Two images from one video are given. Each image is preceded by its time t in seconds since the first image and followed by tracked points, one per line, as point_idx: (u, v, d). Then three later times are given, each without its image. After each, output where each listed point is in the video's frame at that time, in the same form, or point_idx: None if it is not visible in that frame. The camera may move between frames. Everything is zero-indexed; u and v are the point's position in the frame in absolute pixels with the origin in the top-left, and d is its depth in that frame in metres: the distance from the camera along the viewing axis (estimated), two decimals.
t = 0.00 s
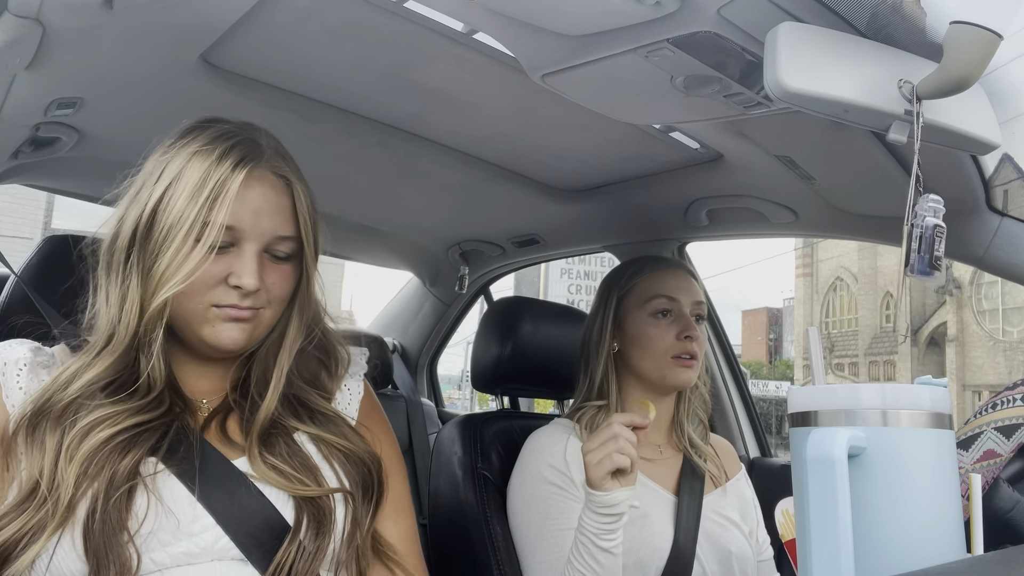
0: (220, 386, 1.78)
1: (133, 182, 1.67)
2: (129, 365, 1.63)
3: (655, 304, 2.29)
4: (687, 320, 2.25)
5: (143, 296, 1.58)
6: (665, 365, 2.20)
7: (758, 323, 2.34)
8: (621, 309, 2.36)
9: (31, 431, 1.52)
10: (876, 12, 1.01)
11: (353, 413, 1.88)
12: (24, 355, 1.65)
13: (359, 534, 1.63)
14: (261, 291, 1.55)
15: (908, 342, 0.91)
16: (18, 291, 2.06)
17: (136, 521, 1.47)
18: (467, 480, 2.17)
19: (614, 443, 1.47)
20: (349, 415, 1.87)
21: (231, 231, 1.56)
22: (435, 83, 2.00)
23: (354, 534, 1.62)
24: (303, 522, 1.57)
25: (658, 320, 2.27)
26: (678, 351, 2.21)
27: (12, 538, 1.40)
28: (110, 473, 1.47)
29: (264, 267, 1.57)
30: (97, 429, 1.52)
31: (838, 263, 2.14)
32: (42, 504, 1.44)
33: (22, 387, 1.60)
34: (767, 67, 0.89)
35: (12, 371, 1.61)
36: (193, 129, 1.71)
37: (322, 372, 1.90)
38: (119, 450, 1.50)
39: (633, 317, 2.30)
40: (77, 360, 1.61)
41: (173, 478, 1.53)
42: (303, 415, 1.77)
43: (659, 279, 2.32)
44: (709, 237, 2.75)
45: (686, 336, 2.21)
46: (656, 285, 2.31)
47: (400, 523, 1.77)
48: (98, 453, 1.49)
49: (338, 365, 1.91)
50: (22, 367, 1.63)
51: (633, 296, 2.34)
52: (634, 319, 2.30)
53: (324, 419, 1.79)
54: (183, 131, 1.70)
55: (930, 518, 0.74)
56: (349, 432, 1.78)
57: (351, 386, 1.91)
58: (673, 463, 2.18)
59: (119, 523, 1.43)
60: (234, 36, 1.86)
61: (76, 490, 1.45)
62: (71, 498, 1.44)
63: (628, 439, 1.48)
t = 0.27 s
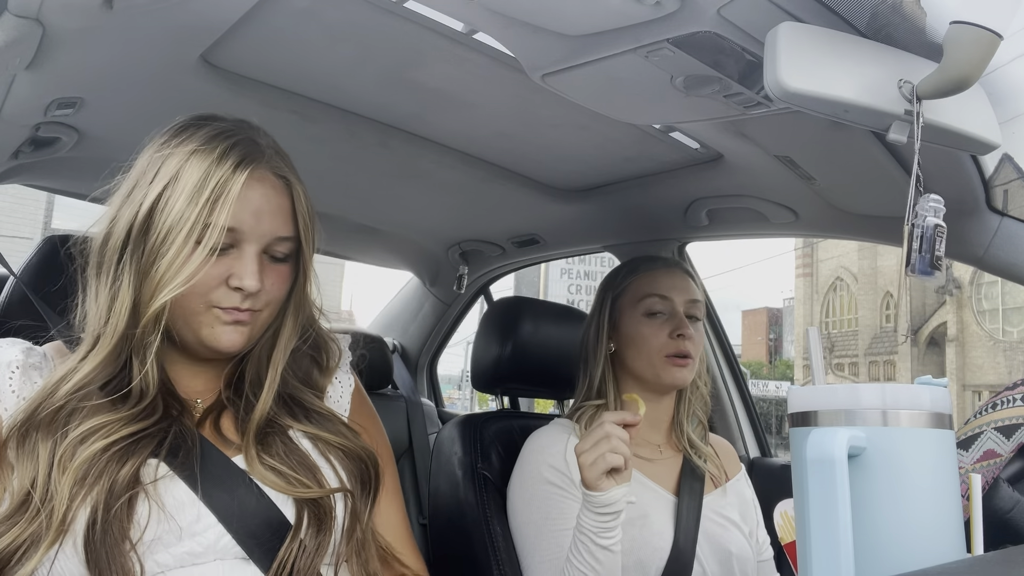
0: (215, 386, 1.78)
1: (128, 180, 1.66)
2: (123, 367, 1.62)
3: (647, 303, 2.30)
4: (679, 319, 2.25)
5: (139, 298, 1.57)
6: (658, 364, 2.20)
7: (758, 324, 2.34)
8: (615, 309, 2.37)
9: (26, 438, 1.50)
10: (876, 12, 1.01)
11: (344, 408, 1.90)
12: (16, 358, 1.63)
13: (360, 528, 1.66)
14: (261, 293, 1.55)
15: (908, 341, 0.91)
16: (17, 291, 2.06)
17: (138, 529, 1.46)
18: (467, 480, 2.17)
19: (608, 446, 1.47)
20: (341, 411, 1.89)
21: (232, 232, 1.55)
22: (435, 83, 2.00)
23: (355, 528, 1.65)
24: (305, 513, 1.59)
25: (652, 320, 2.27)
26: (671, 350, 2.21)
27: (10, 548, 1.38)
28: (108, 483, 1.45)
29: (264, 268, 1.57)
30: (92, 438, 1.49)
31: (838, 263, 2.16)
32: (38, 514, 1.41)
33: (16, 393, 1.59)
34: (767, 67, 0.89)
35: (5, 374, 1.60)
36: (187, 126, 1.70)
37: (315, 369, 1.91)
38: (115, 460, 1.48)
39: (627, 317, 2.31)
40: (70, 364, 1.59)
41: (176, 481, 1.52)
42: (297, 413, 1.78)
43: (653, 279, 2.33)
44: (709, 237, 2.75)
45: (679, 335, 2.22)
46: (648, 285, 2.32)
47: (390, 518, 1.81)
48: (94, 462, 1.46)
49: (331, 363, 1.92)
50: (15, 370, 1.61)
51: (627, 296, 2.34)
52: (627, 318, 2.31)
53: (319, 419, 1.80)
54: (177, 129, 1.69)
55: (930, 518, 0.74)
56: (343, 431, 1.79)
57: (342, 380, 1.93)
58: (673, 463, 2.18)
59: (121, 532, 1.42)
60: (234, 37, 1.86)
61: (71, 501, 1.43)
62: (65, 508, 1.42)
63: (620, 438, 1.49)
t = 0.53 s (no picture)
0: (221, 387, 1.78)
1: (136, 181, 1.66)
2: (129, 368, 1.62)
3: (637, 304, 2.29)
4: (669, 319, 2.25)
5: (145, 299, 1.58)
6: (647, 366, 2.21)
7: (759, 323, 2.32)
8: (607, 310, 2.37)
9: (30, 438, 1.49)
10: (876, 12, 1.01)
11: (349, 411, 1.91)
12: (26, 353, 1.63)
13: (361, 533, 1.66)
14: (269, 296, 1.53)
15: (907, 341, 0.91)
16: (18, 290, 2.06)
17: (140, 531, 1.45)
18: (467, 480, 2.17)
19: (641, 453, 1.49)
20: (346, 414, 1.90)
21: (240, 234, 1.55)
22: (435, 83, 2.00)
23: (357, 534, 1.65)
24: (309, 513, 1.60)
25: (642, 320, 2.26)
26: (660, 351, 2.22)
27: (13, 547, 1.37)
28: (112, 485, 1.44)
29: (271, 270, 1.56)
30: (95, 440, 1.49)
31: (838, 263, 2.14)
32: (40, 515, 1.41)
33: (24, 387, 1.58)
34: (767, 67, 0.89)
35: (15, 369, 1.60)
36: (195, 127, 1.70)
37: (320, 372, 1.92)
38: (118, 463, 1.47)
39: (617, 319, 2.32)
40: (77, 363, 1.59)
41: (181, 484, 1.52)
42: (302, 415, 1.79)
43: (642, 279, 2.31)
44: (709, 237, 2.75)
45: (669, 335, 2.21)
46: (639, 286, 2.30)
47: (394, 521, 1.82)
48: (97, 464, 1.46)
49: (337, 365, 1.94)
50: (25, 366, 1.61)
51: (618, 300, 2.34)
52: (618, 320, 2.31)
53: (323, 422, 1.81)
54: (185, 129, 1.69)
55: (930, 518, 0.74)
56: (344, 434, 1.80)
57: (348, 384, 1.94)
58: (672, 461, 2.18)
59: (124, 534, 1.41)
60: (235, 37, 1.86)
61: (74, 503, 1.42)
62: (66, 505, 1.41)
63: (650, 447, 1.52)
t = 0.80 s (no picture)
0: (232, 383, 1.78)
1: (138, 181, 1.66)
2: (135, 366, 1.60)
3: (633, 303, 2.29)
4: (664, 317, 2.26)
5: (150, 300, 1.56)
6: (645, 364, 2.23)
7: (759, 323, 2.32)
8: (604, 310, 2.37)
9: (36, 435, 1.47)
10: (876, 13, 1.01)
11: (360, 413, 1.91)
12: (43, 347, 1.59)
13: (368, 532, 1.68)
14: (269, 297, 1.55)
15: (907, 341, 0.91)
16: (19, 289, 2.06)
17: (155, 526, 1.45)
18: (467, 480, 2.17)
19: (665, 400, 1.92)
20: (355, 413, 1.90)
21: (240, 234, 1.55)
22: (435, 83, 2.00)
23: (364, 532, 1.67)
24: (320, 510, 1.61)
25: (637, 319, 2.28)
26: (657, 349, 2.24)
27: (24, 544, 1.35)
28: (128, 480, 1.43)
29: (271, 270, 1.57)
30: (108, 436, 1.48)
31: (838, 263, 2.14)
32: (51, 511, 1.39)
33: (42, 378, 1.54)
34: (767, 67, 0.89)
35: (33, 362, 1.56)
36: (195, 126, 1.70)
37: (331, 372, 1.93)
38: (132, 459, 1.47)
39: (614, 319, 2.32)
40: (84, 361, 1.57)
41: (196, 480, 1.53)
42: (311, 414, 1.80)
43: (638, 278, 2.31)
44: (709, 237, 2.75)
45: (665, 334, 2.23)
46: (635, 285, 2.30)
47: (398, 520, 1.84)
48: (110, 462, 1.44)
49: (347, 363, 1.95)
50: (42, 359, 1.57)
51: (614, 299, 2.34)
52: (615, 320, 2.32)
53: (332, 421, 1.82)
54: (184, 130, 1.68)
55: (930, 518, 0.74)
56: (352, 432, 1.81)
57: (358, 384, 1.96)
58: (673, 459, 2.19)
59: (138, 530, 1.41)
60: (234, 36, 1.86)
61: (89, 499, 1.40)
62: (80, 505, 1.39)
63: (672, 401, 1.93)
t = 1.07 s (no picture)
0: (242, 403, 1.70)
1: (141, 180, 1.62)
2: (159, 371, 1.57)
3: (664, 325, 2.29)
4: (695, 340, 2.26)
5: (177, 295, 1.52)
6: (671, 383, 2.22)
7: (758, 324, 2.34)
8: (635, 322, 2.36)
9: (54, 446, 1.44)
10: (876, 13, 1.01)
11: (386, 431, 1.79)
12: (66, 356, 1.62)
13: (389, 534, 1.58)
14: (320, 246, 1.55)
15: (906, 341, 0.91)
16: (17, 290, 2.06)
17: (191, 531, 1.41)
18: (467, 481, 2.18)
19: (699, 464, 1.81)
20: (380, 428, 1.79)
21: (268, 188, 1.57)
22: (435, 83, 2.00)
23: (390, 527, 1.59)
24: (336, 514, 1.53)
25: (666, 341, 2.27)
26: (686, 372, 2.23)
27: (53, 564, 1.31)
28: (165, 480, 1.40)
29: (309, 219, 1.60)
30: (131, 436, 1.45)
31: (838, 263, 2.15)
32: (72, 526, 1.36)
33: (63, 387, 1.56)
34: (767, 67, 0.89)
35: (55, 371, 1.58)
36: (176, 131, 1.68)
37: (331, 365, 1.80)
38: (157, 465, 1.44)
39: (643, 335, 2.32)
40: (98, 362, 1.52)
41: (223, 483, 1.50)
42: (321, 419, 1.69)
43: (673, 297, 2.30)
44: (709, 237, 2.75)
45: (694, 360, 2.23)
46: (669, 305, 2.30)
47: (441, 522, 1.75)
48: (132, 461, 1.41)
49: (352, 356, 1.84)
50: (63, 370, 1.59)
51: (650, 296, 2.35)
52: (646, 335, 2.31)
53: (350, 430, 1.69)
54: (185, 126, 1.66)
55: (930, 519, 0.74)
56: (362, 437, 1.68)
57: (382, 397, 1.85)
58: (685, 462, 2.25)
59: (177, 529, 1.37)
60: (235, 36, 1.86)
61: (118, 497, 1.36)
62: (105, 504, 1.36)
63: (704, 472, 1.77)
